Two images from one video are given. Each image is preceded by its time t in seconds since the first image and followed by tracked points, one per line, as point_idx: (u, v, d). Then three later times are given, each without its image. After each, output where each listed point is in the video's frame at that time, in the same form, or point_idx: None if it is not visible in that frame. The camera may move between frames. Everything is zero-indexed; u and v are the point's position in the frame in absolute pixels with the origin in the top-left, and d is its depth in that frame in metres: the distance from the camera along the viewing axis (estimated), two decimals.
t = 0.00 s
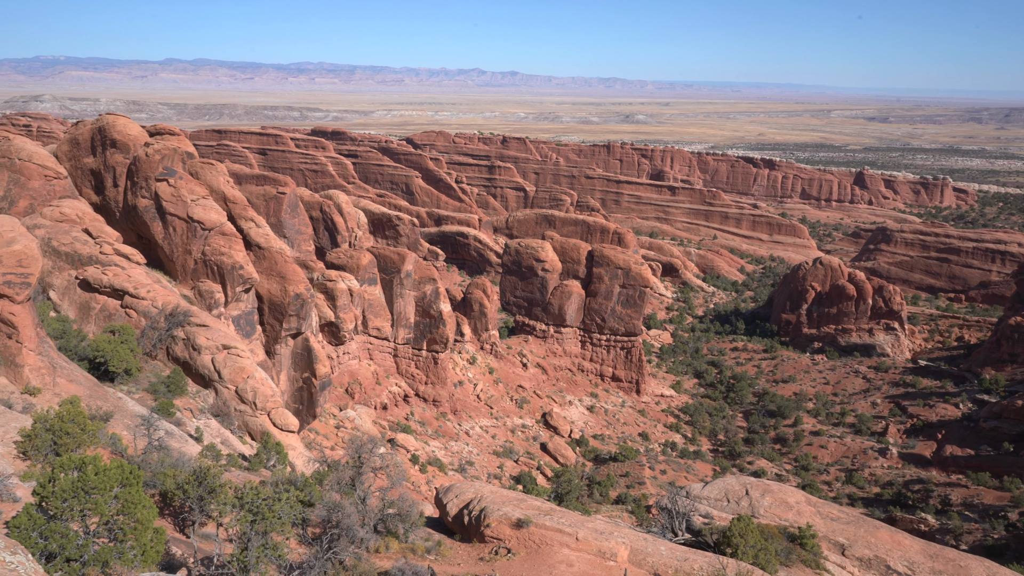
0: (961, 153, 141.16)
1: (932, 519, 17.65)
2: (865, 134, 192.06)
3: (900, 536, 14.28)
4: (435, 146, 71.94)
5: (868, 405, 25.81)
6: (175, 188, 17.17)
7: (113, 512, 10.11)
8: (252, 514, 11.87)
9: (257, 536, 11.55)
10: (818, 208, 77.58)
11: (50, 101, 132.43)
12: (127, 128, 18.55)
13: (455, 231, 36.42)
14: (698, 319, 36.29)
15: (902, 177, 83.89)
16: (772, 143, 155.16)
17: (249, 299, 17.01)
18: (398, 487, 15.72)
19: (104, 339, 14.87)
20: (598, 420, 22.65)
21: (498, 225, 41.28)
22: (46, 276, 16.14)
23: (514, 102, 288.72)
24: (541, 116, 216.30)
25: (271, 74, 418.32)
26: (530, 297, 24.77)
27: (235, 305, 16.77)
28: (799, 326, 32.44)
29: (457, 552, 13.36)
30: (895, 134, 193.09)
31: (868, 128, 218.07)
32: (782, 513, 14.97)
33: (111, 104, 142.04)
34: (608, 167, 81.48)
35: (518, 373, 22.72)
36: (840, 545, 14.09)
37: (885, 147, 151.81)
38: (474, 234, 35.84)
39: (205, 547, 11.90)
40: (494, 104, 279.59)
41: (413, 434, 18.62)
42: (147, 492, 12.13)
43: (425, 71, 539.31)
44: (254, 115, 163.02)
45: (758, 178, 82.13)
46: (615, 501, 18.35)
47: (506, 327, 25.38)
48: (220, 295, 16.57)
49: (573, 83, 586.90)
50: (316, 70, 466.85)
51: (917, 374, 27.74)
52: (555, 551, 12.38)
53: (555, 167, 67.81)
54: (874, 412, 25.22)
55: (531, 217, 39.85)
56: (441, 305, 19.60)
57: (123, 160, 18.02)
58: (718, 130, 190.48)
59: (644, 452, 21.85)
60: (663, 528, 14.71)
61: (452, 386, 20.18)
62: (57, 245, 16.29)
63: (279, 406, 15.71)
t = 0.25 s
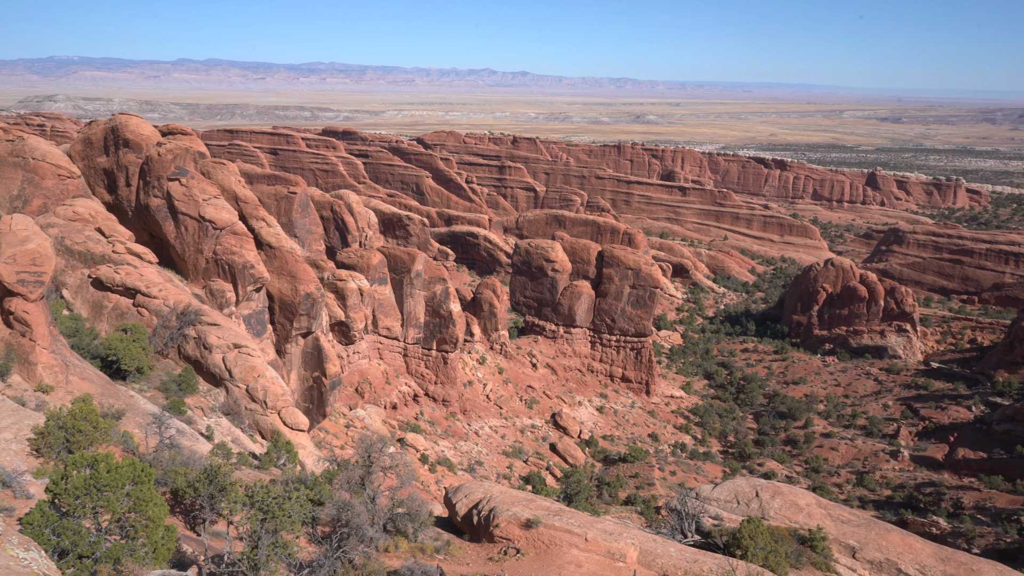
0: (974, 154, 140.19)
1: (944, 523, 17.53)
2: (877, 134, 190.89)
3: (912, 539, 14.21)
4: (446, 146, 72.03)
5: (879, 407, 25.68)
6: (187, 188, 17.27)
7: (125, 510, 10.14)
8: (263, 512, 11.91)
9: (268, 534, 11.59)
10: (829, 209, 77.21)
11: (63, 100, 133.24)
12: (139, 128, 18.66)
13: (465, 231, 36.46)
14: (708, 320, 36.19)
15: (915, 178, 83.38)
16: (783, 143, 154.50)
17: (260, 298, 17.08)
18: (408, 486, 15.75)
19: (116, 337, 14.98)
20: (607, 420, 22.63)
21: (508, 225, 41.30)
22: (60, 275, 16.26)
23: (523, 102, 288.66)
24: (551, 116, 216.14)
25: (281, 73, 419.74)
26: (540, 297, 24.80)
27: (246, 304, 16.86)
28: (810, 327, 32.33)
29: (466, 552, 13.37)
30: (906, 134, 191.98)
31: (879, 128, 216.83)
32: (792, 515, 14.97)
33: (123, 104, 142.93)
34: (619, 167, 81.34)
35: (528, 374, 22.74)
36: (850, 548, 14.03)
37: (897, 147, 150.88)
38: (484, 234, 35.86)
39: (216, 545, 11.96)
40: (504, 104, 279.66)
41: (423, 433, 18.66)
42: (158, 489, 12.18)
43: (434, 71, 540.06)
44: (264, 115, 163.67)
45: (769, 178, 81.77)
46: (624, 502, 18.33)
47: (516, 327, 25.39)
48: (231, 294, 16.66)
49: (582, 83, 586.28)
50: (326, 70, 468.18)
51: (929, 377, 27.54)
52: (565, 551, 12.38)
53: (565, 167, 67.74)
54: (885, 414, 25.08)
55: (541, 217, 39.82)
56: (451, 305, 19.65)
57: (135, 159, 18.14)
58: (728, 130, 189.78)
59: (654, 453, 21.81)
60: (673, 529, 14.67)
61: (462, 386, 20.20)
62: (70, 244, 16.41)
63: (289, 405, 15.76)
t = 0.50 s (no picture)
0: (989, 155, 139.00)
1: (958, 526, 17.38)
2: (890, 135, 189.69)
3: (924, 543, 14.10)
4: (457, 147, 72.11)
5: (892, 410, 25.52)
6: (200, 188, 17.38)
7: (138, 507, 10.20)
8: (274, 510, 11.94)
9: (279, 533, 11.61)
10: (842, 210, 76.75)
11: (78, 100, 134.37)
12: (153, 128, 18.77)
13: (476, 231, 36.50)
14: (719, 321, 36.08)
15: (929, 179, 82.77)
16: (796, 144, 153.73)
17: (272, 297, 17.12)
18: (418, 486, 15.77)
19: (129, 336, 15.10)
20: (618, 421, 22.60)
21: (519, 226, 41.30)
22: (74, 274, 16.38)
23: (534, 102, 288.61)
24: (562, 116, 215.92)
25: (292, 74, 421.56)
26: (551, 297, 24.80)
27: (258, 303, 16.91)
28: (822, 328, 32.22)
29: (476, 552, 13.38)
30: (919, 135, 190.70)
31: (892, 129, 215.40)
32: (804, 518, 14.88)
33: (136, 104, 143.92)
34: (630, 168, 81.17)
35: (538, 374, 22.74)
36: (862, 551, 13.93)
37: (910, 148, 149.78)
38: (495, 235, 35.89)
39: (227, 543, 12.03)
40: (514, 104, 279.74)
41: (433, 433, 18.69)
42: (171, 487, 12.25)
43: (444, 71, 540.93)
44: (276, 115, 164.41)
45: (781, 179, 81.36)
46: (635, 504, 18.30)
47: (527, 327, 25.38)
48: (243, 293, 16.72)
49: (592, 83, 585.79)
50: (336, 70, 469.81)
51: (943, 379, 27.30)
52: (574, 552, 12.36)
53: (576, 167, 67.66)
54: (898, 417, 24.92)
55: (552, 218, 39.78)
56: (461, 305, 19.65)
57: (149, 159, 18.26)
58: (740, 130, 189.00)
59: (665, 455, 21.76)
60: (683, 531, 14.63)
61: (472, 386, 20.21)
62: (84, 243, 16.52)
63: (300, 404, 15.83)
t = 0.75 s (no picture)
0: (1005, 156, 137.74)
1: (972, 530, 17.26)
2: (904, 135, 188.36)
3: (939, 547, 13.99)
4: (470, 147, 72.21)
5: (907, 413, 25.35)
6: (215, 188, 17.50)
7: (152, 505, 10.26)
8: (286, 509, 12.02)
9: (291, 531, 11.64)
10: (856, 211, 76.27)
11: (94, 101, 135.61)
12: (168, 128, 18.89)
13: (488, 231, 36.54)
14: (732, 323, 35.96)
15: (944, 180, 82.13)
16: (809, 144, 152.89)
17: (285, 297, 17.17)
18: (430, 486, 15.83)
19: (144, 335, 15.23)
20: (630, 422, 22.58)
21: (531, 226, 41.31)
22: (89, 273, 16.52)
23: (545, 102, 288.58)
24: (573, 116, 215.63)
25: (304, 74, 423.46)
26: (563, 297, 24.81)
27: (271, 303, 16.98)
28: (836, 330, 32.05)
29: (487, 552, 13.40)
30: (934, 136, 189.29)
31: (906, 129, 213.77)
32: (817, 520, 14.79)
33: (151, 105, 144.96)
34: (643, 168, 81.00)
35: (550, 375, 22.75)
36: (876, 555, 13.83)
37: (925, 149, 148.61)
38: (508, 235, 35.93)
39: (240, 541, 12.13)
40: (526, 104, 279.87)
41: (445, 433, 18.75)
42: (184, 485, 12.33)
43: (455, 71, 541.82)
44: (289, 115, 165.18)
45: (795, 180, 80.92)
46: (646, 505, 18.28)
47: (539, 328, 25.37)
48: (257, 293, 16.82)
49: (602, 83, 585.18)
50: (347, 70, 471.41)
51: (958, 382, 27.07)
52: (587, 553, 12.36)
53: (588, 168, 67.58)
54: (913, 419, 24.76)
55: (565, 218, 39.75)
56: (473, 305, 19.67)
57: (164, 159, 18.40)
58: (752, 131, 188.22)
59: (676, 456, 21.72)
60: (695, 533, 14.62)
61: (484, 386, 20.24)
62: (99, 242, 16.64)
63: (313, 404, 15.89)
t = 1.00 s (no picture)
0: None
1: (990, 535, 17.06)
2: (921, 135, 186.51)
3: (956, 552, 13.83)
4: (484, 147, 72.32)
5: (924, 416, 25.12)
6: (230, 188, 17.62)
7: (168, 502, 10.33)
8: (301, 508, 12.06)
9: (305, 530, 11.67)
10: (873, 212, 75.61)
11: (112, 102, 137.14)
12: (185, 129, 19.06)
13: (502, 232, 36.58)
14: (747, 324, 35.79)
15: (963, 181, 81.25)
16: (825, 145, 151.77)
17: (300, 296, 17.32)
18: (443, 485, 15.86)
19: (161, 334, 15.35)
20: (643, 423, 22.51)
21: (545, 227, 41.31)
22: (107, 272, 16.68)
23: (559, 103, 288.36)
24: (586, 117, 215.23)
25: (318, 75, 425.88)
26: (576, 298, 24.77)
27: (286, 302, 17.12)
28: (852, 332, 31.81)
29: (500, 553, 13.39)
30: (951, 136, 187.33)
31: (923, 129, 211.61)
32: (832, 524, 14.65)
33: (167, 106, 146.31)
34: (657, 169, 80.75)
35: (563, 375, 22.74)
36: (892, 559, 13.68)
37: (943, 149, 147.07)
38: (521, 236, 35.94)
39: (254, 540, 12.15)
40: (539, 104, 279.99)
41: (458, 433, 18.79)
42: (199, 483, 12.41)
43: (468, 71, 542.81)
44: (303, 116, 166.15)
45: (811, 181, 80.34)
46: (660, 507, 18.22)
47: (552, 328, 25.20)
48: (272, 292, 16.95)
49: (615, 83, 583.97)
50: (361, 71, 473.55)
51: (976, 385, 26.76)
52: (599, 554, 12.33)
53: (602, 168, 67.45)
54: (930, 423, 24.52)
55: (579, 219, 39.70)
56: (487, 305, 19.71)
57: (181, 160, 18.55)
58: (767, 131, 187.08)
59: (690, 458, 21.62)
60: (709, 536, 14.56)
61: (497, 387, 20.27)
62: (117, 241, 16.79)
63: (327, 403, 16.04)
